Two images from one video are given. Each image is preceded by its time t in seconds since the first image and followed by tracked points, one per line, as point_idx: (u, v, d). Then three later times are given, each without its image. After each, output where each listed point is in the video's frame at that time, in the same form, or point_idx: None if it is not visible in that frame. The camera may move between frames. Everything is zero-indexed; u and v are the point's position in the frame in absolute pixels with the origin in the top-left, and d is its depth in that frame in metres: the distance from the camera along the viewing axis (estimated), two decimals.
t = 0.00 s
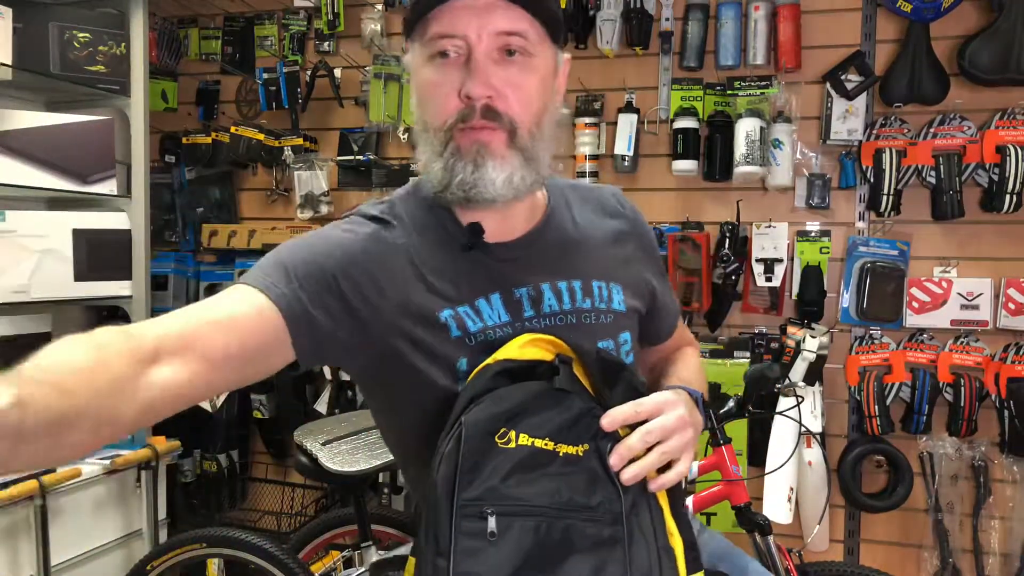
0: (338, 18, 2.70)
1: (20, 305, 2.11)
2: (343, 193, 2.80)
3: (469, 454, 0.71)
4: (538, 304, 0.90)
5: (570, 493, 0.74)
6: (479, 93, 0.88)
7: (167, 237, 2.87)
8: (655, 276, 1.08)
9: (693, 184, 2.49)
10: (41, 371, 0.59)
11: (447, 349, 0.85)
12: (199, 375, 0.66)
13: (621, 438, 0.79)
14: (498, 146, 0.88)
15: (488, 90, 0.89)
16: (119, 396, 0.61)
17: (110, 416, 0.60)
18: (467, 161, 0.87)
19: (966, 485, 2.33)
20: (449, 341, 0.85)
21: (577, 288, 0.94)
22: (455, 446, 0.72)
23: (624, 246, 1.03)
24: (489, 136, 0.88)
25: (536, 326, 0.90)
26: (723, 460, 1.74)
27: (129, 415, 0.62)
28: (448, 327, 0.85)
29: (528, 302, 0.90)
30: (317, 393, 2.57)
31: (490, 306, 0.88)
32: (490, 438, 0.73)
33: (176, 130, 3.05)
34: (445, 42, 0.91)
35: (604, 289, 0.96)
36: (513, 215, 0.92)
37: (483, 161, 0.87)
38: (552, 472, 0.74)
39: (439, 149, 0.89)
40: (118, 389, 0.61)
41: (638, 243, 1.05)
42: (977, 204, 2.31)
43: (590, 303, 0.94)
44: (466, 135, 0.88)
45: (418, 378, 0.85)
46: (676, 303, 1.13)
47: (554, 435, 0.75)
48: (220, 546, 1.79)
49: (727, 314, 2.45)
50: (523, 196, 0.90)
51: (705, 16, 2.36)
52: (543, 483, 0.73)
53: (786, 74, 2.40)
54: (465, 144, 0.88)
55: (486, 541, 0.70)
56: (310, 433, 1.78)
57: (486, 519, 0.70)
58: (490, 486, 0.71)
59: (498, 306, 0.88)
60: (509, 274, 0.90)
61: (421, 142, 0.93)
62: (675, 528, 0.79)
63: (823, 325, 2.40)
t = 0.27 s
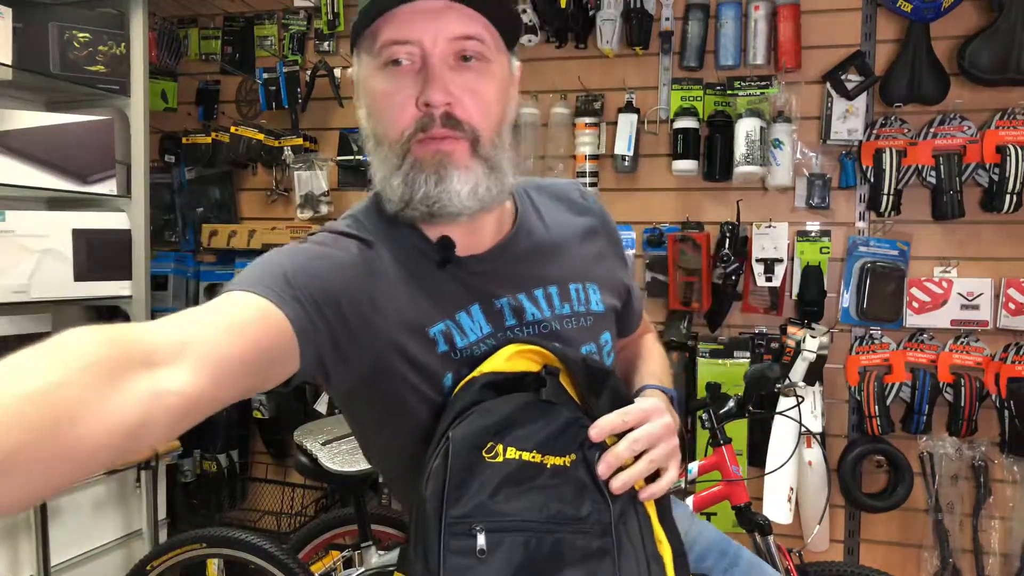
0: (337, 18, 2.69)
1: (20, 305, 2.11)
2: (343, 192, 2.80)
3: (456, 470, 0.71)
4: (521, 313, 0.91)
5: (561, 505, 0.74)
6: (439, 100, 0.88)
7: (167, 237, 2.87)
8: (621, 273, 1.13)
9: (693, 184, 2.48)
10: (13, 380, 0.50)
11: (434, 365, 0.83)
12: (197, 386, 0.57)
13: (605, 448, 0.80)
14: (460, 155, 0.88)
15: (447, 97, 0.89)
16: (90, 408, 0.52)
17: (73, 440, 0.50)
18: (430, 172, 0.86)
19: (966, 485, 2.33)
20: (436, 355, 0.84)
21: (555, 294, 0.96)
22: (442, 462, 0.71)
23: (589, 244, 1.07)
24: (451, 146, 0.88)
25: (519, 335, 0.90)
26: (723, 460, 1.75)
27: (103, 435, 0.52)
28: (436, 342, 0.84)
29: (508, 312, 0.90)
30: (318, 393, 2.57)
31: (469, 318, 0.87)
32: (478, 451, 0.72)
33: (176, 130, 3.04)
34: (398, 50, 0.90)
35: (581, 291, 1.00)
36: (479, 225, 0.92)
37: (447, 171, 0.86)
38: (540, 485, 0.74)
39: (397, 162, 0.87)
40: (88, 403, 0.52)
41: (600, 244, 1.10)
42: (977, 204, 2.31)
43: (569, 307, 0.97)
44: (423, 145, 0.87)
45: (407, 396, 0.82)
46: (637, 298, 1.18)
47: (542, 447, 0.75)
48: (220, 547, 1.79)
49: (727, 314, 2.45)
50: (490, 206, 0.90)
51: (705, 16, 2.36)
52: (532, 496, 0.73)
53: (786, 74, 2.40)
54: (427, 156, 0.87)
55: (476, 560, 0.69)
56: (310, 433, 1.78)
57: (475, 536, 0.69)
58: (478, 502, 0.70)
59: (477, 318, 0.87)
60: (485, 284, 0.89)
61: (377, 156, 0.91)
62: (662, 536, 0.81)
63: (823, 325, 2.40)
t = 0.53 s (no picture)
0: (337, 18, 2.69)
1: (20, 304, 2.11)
2: (343, 192, 2.80)
3: (451, 482, 0.71)
4: (515, 325, 0.91)
5: (559, 515, 0.74)
6: (421, 113, 0.88)
7: (167, 237, 2.87)
8: (618, 275, 1.13)
9: (693, 184, 2.48)
10: None
11: (428, 378, 0.84)
12: (182, 406, 0.57)
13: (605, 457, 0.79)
14: (444, 170, 0.89)
15: (430, 109, 0.89)
16: (67, 428, 0.51)
17: (50, 461, 0.49)
18: (413, 190, 0.86)
19: (966, 485, 2.33)
20: (430, 366, 0.84)
21: (549, 303, 0.95)
22: (437, 475, 0.71)
23: (585, 249, 1.07)
24: (434, 162, 0.89)
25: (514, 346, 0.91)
26: (723, 460, 1.75)
27: (82, 457, 0.51)
28: (431, 353, 0.84)
29: (503, 323, 0.90)
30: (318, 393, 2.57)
31: (461, 331, 0.87)
32: (475, 462, 0.73)
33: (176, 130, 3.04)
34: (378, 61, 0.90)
35: (577, 299, 1.00)
36: (466, 240, 0.93)
37: (432, 188, 0.87)
38: (537, 495, 0.74)
39: (379, 180, 0.87)
40: (65, 424, 0.51)
41: (597, 249, 1.09)
42: (977, 204, 2.31)
43: (564, 316, 0.96)
44: (406, 161, 0.88)
45: (400, 410, 0.83)
46: (636, 299, 1.18)
47: (539, 457, 0.76)
48: (220, 547, 1.79)
49: (728, 314, 2.45)
50: (476, 220, 0.91)
51: (705, 16, 2.36)
52: (529, 507, 0.73)
53: (787, 74, 2.40)
54: (410, 173, 0.87)
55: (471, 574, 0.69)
56: (310, 433, 1.78)
57: (470, 550, 0.69)
58: (474, 515, 0.70)
59: (470, 330, 0.88)
60: (478, 296, 0.90)
61: (359, 171, 0.92)
62: (662, 545, 0.82)
63: (823, 326, 2.40)
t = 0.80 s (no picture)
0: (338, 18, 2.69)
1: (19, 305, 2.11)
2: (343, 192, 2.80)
3: (447, 494, 0.71)
4: (513, 329, 0.91)
5: (558, 523, 0.74)
6: (413, 121, 0.88)
7: (167, 237, 2.87)
8: (620, 278, 1.13)
9: (693, 184, 2.48)
10: None
11: (425, 384, 0.84)
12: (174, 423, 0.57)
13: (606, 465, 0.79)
14: (438, 182, 0.89)
15: (422, 116, 0.89)
16: (57, 453, 0.51)
17: (36, 487, 0.49)
18: (408, 205, 0.86)
19: (966, 485, 2.33)
20: (429, 372, 0.85)
21: (549, 307, 0.96)
22: (434, 486, 0.71)
23: (586, 249, 1.07)
24: (427, 175, 0.89)
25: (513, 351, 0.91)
26: (723, 460, 1.74)
27: (73, 480, 0.51)
28: (429, 360, 0.85)
29: (501, 329, 0.91)
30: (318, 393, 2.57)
31: (459, 337, 0.87)
32: (472, 473, 0.73)
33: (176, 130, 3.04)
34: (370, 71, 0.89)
35: (578, 302, 1.00)
36: (464, 249, 0.93)
37: (428, 201, 0.87)
38: (535, 505, 0.74)
39: (373, 192, 0.87)
40: (54, 449, 0.51)
41: (597, 250, 1.09)
42: (977, 204, 2.31)
43: (564, 320, 0.97)
44: (400, 173, 0.88)
45: (399, 418, 0.83)
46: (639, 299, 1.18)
47: (537, 466, 0.76)
48: (220, 547, 1.79)
49: (727, 314, 2.45)
50: (472, 231, 0.91)
51: (705, 16, 2.36)
52: (527, 517, 0.73)
53: (787, 74, 2.40)
54: (404, 186, 0.87)
55: None
56: (310, 433, 1.78)
57: (467, 562, 0.70)
58: (471, 526, 0.71)
59: (468, 336, 0.88)
60: (477, 301, 0.90)
61: (352, 180, 0.91)
62: (664, 549, 0.83)
63: (823, 326, 2.40)
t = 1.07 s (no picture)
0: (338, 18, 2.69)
1: (19, 305, 2.11)
2: (343, 193, 2.80)
3: (446, 496, 0.71)
4: (516, 323, 0.90)
5: (559, 523, 0.74)
6: (429, 119, 0.86)
7: (167, 237, 2.87)
8: (631, 276, 1.11)
9: (694, 184, 2.48)
10: None
11: (423, 380, 0.84)
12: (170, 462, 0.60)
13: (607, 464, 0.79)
14: (452, 179, 0.88)
15: (438, 115, 0.87)
16: (83, 492, 0.55)
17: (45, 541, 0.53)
18: (421, 200, 0.85)
19: (967, 485, 2.33)
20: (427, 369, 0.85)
21: (555, 301, 0.95)
22: (432, 489, 0.71)
23: (598, 244, 1.05)
24: (441, 172, 0.87)
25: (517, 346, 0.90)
26: (723, 460, 1.74)
27: (82, 525, 0.55)
28: (425, 356, 0.84)
29: (504, 323, 0.90)
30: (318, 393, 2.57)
31: (462, 331, 0.87)
32: (471, 475, 0.73)
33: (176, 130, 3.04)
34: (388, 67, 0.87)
35: (586, 297, 0.98)
36: (474, 243, 0.92)
37: (439, 199, 0.86)
38: (535, 506, 0.74)
39: (386, 186, 0.86)
40: (58, 502, 0.54)
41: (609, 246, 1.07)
42: (977, 204, 2.31)
43: (571, 314, 0.96)
44: (415, 169, 0.87)
45: (399, 413, 0.84)
46: (653, 296, 1.16)
47: (537, 467, 0.76)
48: (219, 547, 1.79)
49: (727, 314, 2.44)
50: (483, 227, 0.90)
51: (705, 15, 2.36)
52: (528, 519, 0.73)
53: (787, 74, 2.40)
54: (418, 182, 0.86)
55: None
56: (310, 433, 1.77)
57: (467, 565, 0.70)
58: (471, 529, 0.71)
59: (471, 329, 0.88)
60: (480, 295, 0.89)
61: (367, 173, 0.90)
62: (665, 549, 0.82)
63: (823, 326, 2.40)
